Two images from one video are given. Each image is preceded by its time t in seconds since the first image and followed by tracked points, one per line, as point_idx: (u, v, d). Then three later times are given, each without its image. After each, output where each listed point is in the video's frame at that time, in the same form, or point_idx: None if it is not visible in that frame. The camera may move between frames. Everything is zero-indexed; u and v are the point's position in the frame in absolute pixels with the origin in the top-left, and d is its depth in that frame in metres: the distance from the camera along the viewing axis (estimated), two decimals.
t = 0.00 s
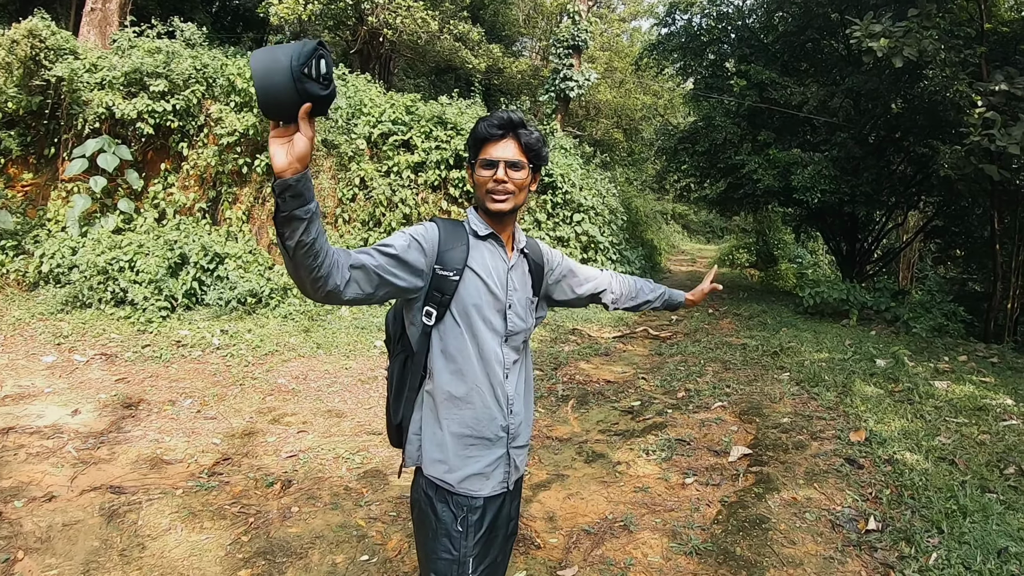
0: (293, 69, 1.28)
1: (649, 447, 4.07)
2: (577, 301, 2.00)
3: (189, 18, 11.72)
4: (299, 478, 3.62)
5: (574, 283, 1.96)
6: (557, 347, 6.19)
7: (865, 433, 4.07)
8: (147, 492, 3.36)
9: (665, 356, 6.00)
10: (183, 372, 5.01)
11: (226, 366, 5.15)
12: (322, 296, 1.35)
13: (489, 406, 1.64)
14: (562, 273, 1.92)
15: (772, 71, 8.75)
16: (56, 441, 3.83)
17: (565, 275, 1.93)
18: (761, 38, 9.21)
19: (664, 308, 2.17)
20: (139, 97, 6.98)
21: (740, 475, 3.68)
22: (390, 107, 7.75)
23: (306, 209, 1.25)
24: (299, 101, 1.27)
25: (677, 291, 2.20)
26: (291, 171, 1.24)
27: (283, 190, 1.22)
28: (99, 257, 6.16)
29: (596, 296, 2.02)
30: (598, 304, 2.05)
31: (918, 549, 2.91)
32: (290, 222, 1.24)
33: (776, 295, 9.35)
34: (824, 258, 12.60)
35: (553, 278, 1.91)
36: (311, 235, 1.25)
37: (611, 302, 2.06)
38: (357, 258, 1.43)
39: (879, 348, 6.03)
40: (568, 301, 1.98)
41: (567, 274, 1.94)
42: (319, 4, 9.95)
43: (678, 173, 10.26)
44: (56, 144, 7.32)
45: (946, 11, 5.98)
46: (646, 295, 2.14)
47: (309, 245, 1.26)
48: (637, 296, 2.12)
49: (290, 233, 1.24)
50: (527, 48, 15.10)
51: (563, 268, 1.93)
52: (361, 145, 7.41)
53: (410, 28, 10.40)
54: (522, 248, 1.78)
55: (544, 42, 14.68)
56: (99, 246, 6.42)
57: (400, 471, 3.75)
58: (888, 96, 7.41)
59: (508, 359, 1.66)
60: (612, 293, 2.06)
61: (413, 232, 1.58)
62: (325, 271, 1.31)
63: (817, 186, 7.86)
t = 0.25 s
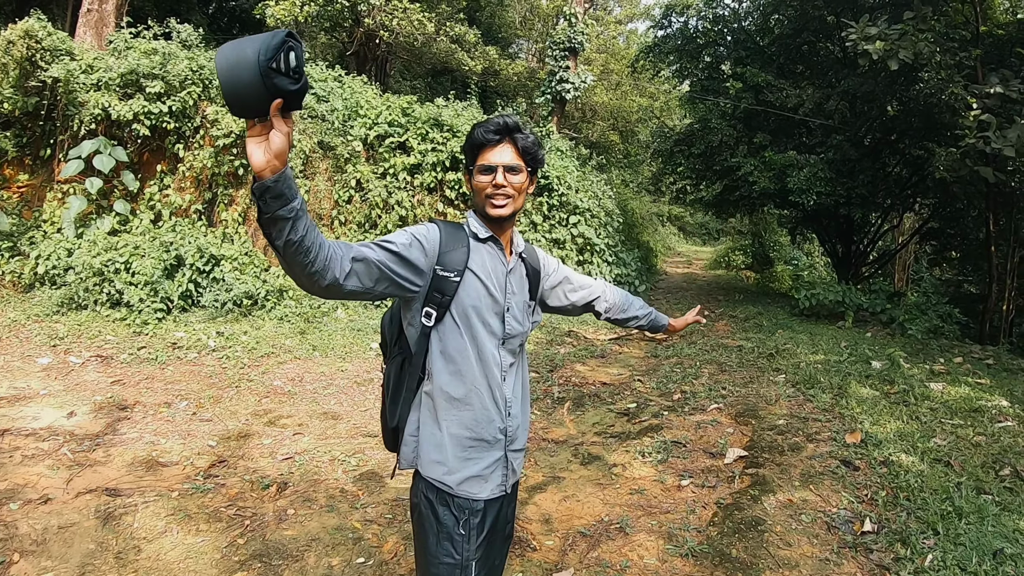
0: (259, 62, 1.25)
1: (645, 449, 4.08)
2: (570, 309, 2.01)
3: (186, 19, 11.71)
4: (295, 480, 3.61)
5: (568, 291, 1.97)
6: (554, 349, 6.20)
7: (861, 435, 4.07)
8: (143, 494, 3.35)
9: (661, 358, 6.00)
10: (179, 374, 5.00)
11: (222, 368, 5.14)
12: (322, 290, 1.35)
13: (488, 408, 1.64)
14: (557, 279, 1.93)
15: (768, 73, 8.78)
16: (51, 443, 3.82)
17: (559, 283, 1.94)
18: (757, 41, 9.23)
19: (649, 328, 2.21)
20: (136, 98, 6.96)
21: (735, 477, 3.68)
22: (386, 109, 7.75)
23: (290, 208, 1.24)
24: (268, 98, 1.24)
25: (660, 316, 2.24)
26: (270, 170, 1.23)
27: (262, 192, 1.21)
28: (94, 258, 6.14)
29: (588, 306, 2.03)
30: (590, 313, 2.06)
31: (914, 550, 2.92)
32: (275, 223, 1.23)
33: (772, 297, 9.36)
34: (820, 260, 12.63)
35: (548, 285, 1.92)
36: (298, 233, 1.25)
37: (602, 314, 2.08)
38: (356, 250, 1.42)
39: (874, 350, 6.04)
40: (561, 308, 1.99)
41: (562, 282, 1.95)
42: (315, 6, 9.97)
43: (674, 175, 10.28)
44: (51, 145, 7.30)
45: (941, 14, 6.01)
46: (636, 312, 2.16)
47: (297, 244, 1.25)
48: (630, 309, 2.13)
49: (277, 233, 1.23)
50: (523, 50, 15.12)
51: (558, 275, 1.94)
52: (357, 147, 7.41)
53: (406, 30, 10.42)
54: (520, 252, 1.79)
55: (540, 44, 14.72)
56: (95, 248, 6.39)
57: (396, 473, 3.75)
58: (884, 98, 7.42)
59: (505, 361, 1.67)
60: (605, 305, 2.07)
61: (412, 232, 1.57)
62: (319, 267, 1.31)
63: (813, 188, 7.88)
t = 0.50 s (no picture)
0: (289, 52, 1.23)
1: (642, 452, 4.08)
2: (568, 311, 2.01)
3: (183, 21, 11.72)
4: (292, 484, 3.60)
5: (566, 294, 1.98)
6: (551, 352, 6.20)
7: (859, 437, 4.08)
8: (140, 498, 3.34)
9: (658, 361, 6.01)
10: (176, 377, 4.99)
11: (218, 371, 5.13)
12: (328, 294, 1.33)
13: (486, 415, 1.64)
14: (555, 283, 1.94)
15: (765, 76, 8.81)
16: (48, 446, 3.81)
17: (557, 287, 1.95)
18: (754, 44, 9.26)
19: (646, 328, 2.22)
20: (133, 101, 6.96)
21: (733, 480, 3.68)
22: (383, 111, 7.75)
23: (307, 208, 1.22)
24: (297, 91, 1.23)
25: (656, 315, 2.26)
26: (293, 166, 1.20)
27: (282, 190, 1.18)
28: (91, 261, 6.12)
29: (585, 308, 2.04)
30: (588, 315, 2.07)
31: (912, 552, 2.92)
32: (291, 222, 1.21)
33: (769, 299, 9.38)
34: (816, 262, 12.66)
35: (546, 289, 1.93)
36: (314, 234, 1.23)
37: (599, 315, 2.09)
38: (361, 254, 1.40)
39: (871, 352, 6.05)
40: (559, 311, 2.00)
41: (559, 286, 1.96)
42: (313, 8, 10.00)
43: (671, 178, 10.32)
44: (48, 147, 7.30)
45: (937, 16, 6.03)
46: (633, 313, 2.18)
47: (311, 245, 1.23)
48: (625, 310, 2.15)
49: (291, 233, 1.21)
50: (520, 53, 15.15)
51: (556, 279, 1.95)
52: (354, 150, 7.42)
53: (403, 33, 10.43)
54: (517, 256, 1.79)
55: (537, 47, 14.76)
56: (92, 250, 6.37)
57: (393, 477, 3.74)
58: (880, 100, 7.44)
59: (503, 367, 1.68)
60: (601, 306, 2.08)
61: (412, 235, 1.56)
62: (329, 271, 1.28)
63: (809, 190, 7.90)
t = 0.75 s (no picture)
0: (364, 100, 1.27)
1: (642, 454, 4.08)
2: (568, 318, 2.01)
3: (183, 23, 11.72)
4: (292, 487, 3.60)
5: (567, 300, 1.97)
6: (551, 354, 6.20)
7: (859, 438, 4.07)
8: (140, 501, 3.33)
9: (658, 363, 6.01)
10: (175, 379, 4.98)
11: (218, 374, 5.13)
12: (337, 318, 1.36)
13: (481, 424, 1.64)
14: (557, 287, 1.94)
15: (763, 78, 8.82)
16: (47, 449, 3.80)
17: (559, 292, 1.95)
18: (753, 46, 9.27)
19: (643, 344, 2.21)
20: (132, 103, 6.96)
21: (734, 482, 3.68)
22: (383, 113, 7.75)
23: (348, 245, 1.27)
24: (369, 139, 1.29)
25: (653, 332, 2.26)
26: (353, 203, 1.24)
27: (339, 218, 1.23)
28: (91, 263, 6.10)
29: (585, 317, 2.03)
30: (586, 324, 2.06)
31: (913, 554, 2.92)
32: (333, 251, 1.25)
33: (767, 301, 9.39)
34: (815, 264, 12.67)
35: (548, 291, 1.92)
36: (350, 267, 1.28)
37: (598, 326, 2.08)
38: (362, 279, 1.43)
39: (871, 354, 6.06)
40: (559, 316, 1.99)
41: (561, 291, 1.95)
42: (312, 11, 10.07)
43: (670, 180, 10.34)
44: (48, 149, 7.31)
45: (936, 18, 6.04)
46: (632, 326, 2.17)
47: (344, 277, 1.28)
48: (623, 325, 2.14)
49: (331, 262, 1.26)
50: (519, 55, 15.16)
51: (558, 284, 1.95)
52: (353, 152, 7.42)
53: (402, 35, 10.45)
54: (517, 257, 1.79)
55: (536, 49, 14.78)
56: (91, 252, 6.33)
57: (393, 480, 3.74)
58: (879, 102, 7.47)
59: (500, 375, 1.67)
60: (601, 317, 2.07)
61: (406, 242, 1.57)
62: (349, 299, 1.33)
63: (808, 192, 7.89)
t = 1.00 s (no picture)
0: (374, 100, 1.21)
1: (645, 455, 4.08)
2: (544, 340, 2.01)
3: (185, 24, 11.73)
4: (294, 487, 3.60)
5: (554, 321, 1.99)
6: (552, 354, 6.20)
7: (861, 439, 4.07)
8: (141, 501, 3.33)
9: (659, 364, 6.01)
10: (177, 379, 4.98)
11: (219, 374, 5.13)
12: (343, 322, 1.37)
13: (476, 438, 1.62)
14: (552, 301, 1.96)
15: (765, 79, 8.82)
16: (49, 449, 3.80)
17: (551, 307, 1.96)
18: (754, 47, 9.26)
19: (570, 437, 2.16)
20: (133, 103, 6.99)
21: (736, 483, 3.68)
22: (384, 114, 7.75)
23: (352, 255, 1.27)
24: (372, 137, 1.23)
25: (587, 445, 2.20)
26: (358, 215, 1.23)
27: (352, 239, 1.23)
28: (92, 263, 6.12)
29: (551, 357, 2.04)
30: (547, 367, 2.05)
31: (916, 555, 2.92)
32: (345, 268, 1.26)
33: (768, 302, 9.39)
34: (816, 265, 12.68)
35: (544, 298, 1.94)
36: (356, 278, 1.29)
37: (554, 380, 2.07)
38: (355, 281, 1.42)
39: (873, 355, 6.05)
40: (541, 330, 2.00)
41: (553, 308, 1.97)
42: (314, 11, 10.05)
43: (671, 181, 10.35)
44: (49, 149, 7.32)
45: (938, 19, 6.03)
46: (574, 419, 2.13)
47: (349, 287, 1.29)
48: (570, 406, 2.11)
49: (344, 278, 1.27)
50: (521, 56, 15.17)
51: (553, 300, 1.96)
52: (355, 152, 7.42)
53: (404, 36, 10.46)
54: (516, 252, 1.78)
55: (537, 50, 14.80)
56: (92, 252, 6.35)
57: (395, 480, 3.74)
58: (881, 103, 7.47)
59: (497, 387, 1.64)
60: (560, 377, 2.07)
61: (398, 245, 1.58)
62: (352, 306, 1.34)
63: (810, 194, 7.89)
